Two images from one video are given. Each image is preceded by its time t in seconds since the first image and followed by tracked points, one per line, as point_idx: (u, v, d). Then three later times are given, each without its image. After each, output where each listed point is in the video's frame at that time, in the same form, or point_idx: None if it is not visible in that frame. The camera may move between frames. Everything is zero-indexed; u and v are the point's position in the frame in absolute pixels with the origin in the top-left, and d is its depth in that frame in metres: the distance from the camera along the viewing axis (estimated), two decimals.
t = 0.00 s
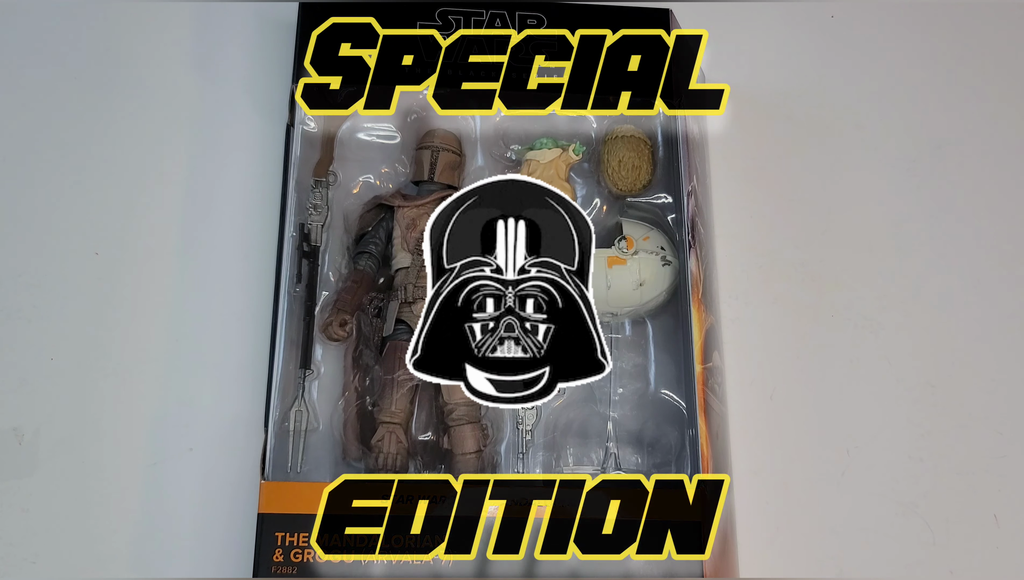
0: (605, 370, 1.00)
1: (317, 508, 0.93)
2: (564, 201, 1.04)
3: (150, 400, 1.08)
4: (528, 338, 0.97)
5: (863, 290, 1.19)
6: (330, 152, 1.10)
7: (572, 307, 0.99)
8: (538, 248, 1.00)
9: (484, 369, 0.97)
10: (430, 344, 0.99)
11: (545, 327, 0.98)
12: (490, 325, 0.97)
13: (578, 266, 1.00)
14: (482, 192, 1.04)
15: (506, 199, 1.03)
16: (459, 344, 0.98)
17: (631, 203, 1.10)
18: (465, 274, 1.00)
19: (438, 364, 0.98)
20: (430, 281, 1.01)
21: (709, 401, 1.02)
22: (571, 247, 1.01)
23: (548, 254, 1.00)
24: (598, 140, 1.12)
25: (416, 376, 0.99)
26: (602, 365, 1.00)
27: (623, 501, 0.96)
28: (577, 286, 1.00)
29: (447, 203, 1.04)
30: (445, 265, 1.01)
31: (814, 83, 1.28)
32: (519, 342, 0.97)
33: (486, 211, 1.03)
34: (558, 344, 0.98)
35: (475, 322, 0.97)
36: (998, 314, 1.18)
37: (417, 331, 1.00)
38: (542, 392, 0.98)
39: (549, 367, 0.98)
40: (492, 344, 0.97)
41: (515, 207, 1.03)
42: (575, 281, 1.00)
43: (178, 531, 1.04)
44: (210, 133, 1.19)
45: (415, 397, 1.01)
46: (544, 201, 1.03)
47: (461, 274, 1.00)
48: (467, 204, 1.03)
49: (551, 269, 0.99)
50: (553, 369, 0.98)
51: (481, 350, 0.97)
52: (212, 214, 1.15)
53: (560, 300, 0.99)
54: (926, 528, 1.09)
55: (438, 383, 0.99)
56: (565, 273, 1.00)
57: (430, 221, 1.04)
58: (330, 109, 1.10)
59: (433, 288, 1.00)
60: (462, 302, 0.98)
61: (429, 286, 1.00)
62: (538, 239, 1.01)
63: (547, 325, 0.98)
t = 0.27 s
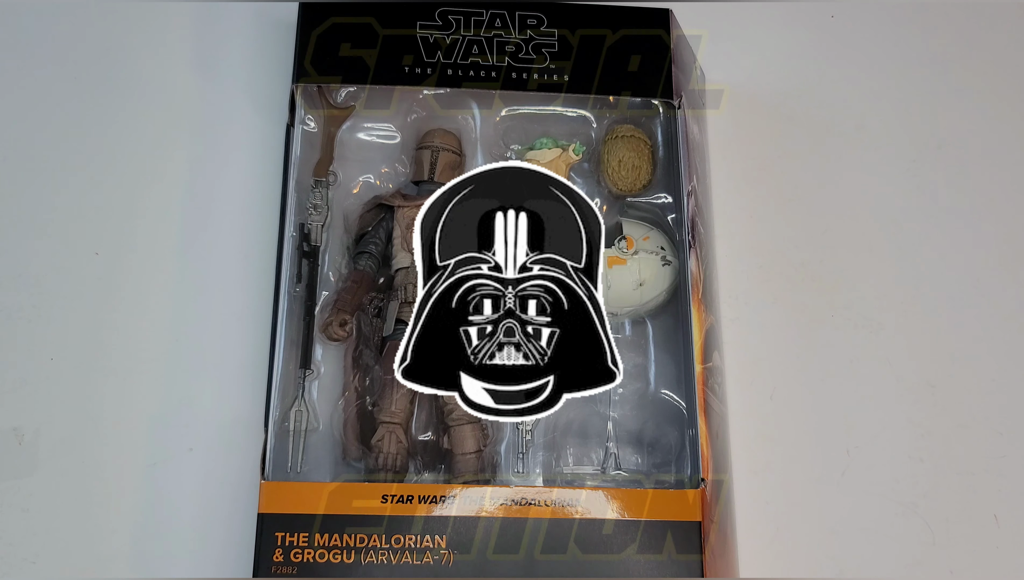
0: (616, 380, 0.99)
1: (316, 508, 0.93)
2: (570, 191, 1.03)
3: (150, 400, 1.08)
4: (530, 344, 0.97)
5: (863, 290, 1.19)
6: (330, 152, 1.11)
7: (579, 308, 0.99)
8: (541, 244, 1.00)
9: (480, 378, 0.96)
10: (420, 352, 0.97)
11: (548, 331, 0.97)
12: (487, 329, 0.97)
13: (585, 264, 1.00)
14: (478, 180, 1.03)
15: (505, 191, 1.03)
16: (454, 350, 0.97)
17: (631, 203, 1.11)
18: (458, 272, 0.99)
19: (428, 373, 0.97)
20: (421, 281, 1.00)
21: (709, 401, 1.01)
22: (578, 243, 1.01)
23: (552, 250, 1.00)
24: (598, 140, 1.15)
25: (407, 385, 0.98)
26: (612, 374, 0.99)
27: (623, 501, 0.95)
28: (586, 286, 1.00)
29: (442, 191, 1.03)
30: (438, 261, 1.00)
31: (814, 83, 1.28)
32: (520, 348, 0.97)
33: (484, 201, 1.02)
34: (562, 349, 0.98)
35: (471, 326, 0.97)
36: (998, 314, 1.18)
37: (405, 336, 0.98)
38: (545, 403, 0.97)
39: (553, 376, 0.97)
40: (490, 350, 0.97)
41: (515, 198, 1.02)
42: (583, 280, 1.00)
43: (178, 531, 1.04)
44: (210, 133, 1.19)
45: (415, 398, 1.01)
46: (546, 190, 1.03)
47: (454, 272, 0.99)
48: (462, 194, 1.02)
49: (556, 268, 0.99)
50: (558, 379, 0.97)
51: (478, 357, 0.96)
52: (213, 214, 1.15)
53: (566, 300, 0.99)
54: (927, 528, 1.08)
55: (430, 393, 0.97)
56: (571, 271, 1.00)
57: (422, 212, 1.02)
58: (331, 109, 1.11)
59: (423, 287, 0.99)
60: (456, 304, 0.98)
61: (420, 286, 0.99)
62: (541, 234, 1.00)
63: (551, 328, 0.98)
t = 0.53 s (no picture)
0: (616, 379, 0.99)
1: (317, 508, 0.93)
2: (570, 191, 1.03)
3: (150, 400, 1.08)
4: (530, 344, 0.97)
5: (863, 290, 1.19)
6: (330, 152, 1.11)
7: (579, 308, 0.99)
8: (541, 243, 1.00)
9: (480, 378, 0.96)
10: (420, 352, 0.98)
11: (548, 331, 0.97)
12: (487, 329, 0.97)
13: (585, 265, 1.00)
14: (478, 180, 1.03)
15: (506, 190, 1.03)
16: (454, 349, 0.97)
17: (631, 203, 1.11)
18: (458, 272, 0.99)
19: (428, 373, 0.97)
20: (421, 281, 1.00)
21: (709, 401, 1.02)
22: (578, 244, 1.01)
23: (552, 250, 1.00)
24: (598, 140, 1.15)
25: (406, 385, 0.98)
26: (611, 374, 0.99)
27: (623, 501, 0.95)
28: (586, 286, 1.00)
29: (442, 191, 1.03)
30: (438, 262, 1.00)
31: (814, 83, 1.28)
32: (520, 348, 0.97)
33: (484, 201, 1.02)
34: (562, 349, 0.98)
35: (471, 326, 0.97)
36: (998, 314, 1.18)
37: (405, 339, 0.99)
38: (545, 404, 0.97)
39: (553, 376, 0.97)
40: (490, 350, 0.97)
41: (515, 198, 1.02)
42: (583, 280, 1.00)
43: (178, 531, 1.04)
44: (209, 133, 1.19)
45: (415, 397, 1.01)
46: (547, 189, 1.03)
47: (454, 272, 0.99)
48: (462, 194, 1.03)
49: (556, 268, 0.99)
50: (558, 378, 0.97)
51: (478, 357, 0.97)
52: (213, 214, 1.15)
53: (566, 300, 0.99)
54: (927, 528, 1.08)
55: (430, 393, 0.98)
56: (571, 271, 1.00)
57: (422, 212, 1.03)
58: (330, 109, 1.11)
59: (423, 287, 1.00)
60: (456, 303, 0.98)
61: (420, 286, 1.00)
62: (541, 234, 1.00)
63: (551, 328, 0.98)
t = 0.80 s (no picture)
0: (606, 370, 0.99)
1: (317, 508, 0.93)
2: (564, 201, 1.03)
3: (150, 400, 1.08)
4: (528, 338, 0.97)
5: (863, 290, 1.19)
6: (330, 152, 1.11)
7: (572, 307, 0.99)
8: (538, 248, 1.00)
9: (484, 368, 0.96)
10: (431, 343, 0.98)
11: (545, 327, 0.97)
12: (490, 325, 0.97)
13: (578, 266, 1.00)
14: (481, 191, 1.03)
15: (506, 200, 1.03)
16: (459, 344, 0.97)
17: (631, 204, 1.10)
18: (465, 274, 0.99)
19: (438, 364, 0.97)
20: (430, 281, 1.00)
21: (709, 401, 1.02)
22: (571, 247, 1.01)
23: (548, 254, 1.00)
24: (598, 140, 1.14)
25: (417, 376, 0.98)
26: (602, 364, 0.99)
27: (623, 501, 0.95)
28: (578, 287, 1.00)
29: (447, 203, 1.03)
30: (445, 264, 1.00)
31: (814, 83, 1.28)
32: (520, 342, 0.97)
33: (486, 210, 1.02)
34: (558, 345, 0.98)
35: (475, 322, 0.97)
36: (998, 314, 1.18)
37: (416, 331, 0.99)
38: (542, 392, 0.97)
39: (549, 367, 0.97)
40: (492, 344, 0.96)
41: (515, 207, 1.02)
42: (576, 281, 1.00)
43: (178, 531, 1.04)
44: (209, 133, 1.19)
45: (414, 397, 1.01)
46: (543, 200, 1.03)
47: (461, 274, 0.99)
48: (467, 204, 1.02)
49: (551, 269, 0.99)
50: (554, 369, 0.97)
51: (481, 350, 0.96)
52: (213, 214, 1.15)
53: (560, 300, 0.98)
54: (927, 528, 1.08)
55: (438, 383, 0.98)
56: (565, 273, 1.00)
57: (432, 219, 1.03)
58: (330, 109, 1.11)
59: (433, 287, 0.99)
60: (462, 302, 0.98)
61: (430, 286, 1.00)
62: (538, 239, 1.00)
63: (547, 325, 0.97)
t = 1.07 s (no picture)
0: (596, 362, 0.99)
1: (317, 508, 0.93)
2: (561, 210, 1.03)
3: (150, 400, 1.08)
4: (526, 334, 0.97)
5: (863, 290, 1.19)
6: (330, 152, 1.11)
7: (566, 306, 0.98)
8: (535, 252, 0.99)
9: (486, 361, 0.96)
10: (440, 336, 0.98)
11: (542, 324, 0.97)
12: (492, 321, 0.96)
13: (572, 269, 1.00)
14: (484, 200, 1.03)
15: (507, 207, 1.02)
16: (465, 340, 0.97)
17: (631, 204, 1.10)
18: (470, 276, 0.99)
19: (447, 356, 0.97)
20: (438, 281, 1.00)
21: (709, 401, 1.02)
22: (566, 251, 1.00)
23: (545, 257, 0.99)
24: (598, 140, 1.14)
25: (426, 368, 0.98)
26: (592, 357, 0.99)
27: (623, 501, 0.96)
28: (571, 286, 0.99)
29: (451, 213, 1.03)
30: (452, 266, 1.00)
31: (814, 84, 1.28)
32: (519, 337, 0.96)
33: (488, 218, 1.01)
34: (553, 340, 0.97)
35: (478, 319, 0.96)
36: (998, 314, 1.18)
37: (428, 323, 0.99)
38: (540, 381, 0.97)
39: (546, 359, 0.97)
40: (494, 339, 0.96)
41: (514, 215, 1.01)
42: (570, 281, 0.99)
43: (178, 531, 1.04)
44: (209, 133, 1.19)
45: (415, 397, 1.01)
46: (540, 209, 1.02)
47: (466, 276, 0.99)
48: (469, 214, 1.02)
49: (548, 271, 0.99)
50: (550, 362, 0.97)
51: (484, 344, 0.96)
52: (213, 214, 1.15)
53: (555, 298, 0.98)
54: (926, 528, 1.09)
55: (446, 374, 0.98)
56: (560, 275, 0.99)
57: (438, 226, 1.03)
58: (330, 109, 1.11)
59: (440, 288, 0.99)
60: (467, 301, 0.98)
61: (437, 286, 0.99)
62: (536, 244, 1.00)
63: (544, 321, 0.97)
